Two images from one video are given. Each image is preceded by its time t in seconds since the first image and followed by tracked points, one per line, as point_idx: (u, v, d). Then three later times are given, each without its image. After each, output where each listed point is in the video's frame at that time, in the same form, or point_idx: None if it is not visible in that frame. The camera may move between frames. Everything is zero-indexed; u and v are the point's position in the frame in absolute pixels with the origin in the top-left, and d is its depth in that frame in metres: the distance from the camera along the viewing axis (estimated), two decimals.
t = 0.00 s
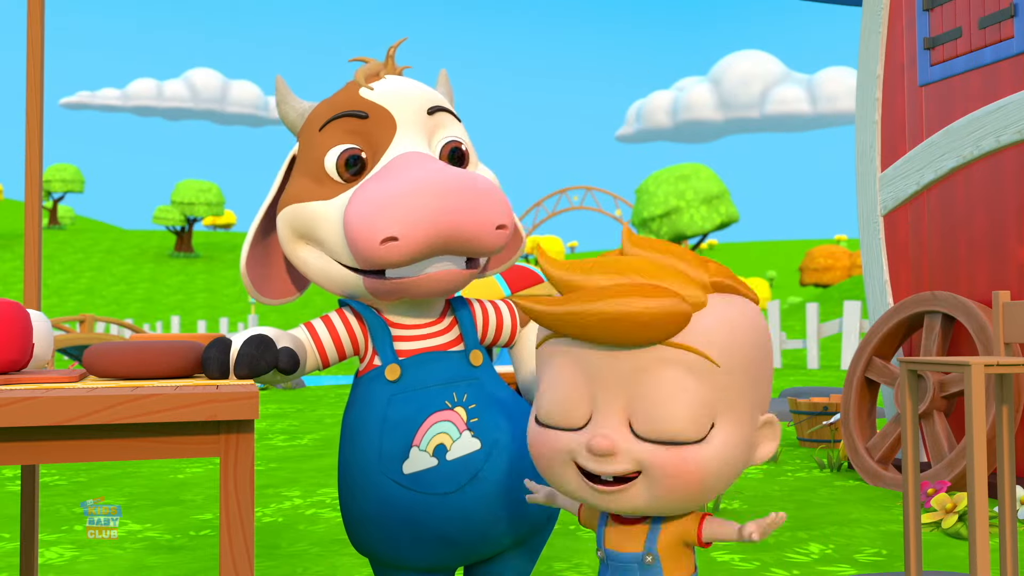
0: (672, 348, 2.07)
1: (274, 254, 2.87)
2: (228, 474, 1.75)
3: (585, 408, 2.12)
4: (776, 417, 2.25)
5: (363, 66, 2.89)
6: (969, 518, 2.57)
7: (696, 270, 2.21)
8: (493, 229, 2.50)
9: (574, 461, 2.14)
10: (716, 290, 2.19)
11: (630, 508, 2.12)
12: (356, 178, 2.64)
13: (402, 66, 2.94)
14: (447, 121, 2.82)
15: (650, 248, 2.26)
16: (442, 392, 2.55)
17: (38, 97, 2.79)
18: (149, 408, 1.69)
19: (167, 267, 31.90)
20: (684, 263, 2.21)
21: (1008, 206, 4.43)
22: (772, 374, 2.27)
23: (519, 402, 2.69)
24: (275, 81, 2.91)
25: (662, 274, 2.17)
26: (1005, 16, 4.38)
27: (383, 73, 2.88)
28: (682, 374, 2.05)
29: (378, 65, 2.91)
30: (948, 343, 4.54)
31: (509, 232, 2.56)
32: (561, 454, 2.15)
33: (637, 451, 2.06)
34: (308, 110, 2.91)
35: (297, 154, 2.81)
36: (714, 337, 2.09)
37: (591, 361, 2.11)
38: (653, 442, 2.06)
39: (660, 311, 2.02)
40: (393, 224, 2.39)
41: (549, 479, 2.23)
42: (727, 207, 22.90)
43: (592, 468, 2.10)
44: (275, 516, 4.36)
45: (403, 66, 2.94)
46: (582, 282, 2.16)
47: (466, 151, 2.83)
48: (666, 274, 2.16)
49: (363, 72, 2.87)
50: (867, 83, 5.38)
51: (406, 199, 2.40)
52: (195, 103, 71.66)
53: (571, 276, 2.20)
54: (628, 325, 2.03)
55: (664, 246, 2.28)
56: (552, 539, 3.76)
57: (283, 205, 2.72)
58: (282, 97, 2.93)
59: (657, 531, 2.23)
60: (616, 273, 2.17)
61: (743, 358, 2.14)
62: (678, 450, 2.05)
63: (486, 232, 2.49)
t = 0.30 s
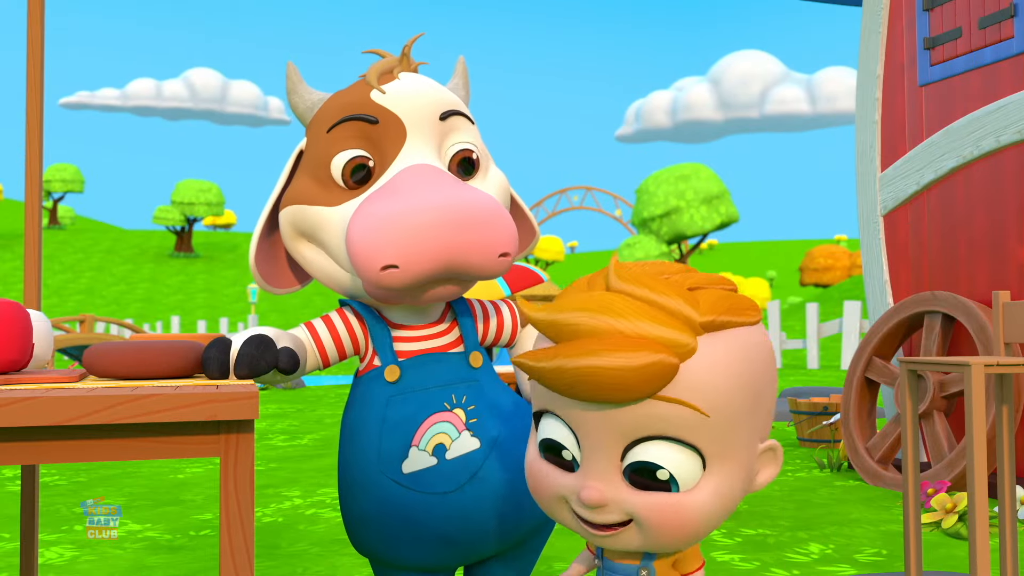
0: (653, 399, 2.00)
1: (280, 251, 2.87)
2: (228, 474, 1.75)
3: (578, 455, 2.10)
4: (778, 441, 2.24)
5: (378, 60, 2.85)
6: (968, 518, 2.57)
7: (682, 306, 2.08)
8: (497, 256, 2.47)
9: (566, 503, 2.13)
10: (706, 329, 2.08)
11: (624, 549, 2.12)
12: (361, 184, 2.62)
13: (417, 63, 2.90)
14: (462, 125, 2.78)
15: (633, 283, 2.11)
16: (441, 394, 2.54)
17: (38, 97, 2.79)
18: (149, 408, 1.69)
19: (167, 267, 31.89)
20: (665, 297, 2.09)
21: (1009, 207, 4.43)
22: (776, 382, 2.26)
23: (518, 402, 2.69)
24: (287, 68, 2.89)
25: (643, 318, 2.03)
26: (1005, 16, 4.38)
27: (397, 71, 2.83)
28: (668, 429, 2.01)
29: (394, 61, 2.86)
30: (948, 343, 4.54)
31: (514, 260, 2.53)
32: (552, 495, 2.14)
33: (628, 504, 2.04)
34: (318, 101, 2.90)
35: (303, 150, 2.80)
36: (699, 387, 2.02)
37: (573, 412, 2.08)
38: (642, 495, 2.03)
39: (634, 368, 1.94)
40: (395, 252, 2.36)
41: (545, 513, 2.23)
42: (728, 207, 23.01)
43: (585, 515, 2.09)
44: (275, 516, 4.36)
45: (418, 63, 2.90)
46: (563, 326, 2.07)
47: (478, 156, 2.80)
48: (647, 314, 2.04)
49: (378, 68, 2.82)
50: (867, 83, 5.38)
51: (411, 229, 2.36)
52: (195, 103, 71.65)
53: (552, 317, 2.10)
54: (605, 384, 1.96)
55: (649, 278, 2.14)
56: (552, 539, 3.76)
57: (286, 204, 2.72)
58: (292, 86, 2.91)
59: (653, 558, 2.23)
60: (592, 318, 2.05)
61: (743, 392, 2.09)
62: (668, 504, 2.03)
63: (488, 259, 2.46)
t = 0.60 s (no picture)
0: (671, 344, 2.07)
1: (281, 251, 2.87)
2: (228, 474, 1.75)
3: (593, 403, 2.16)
4: (785, 411, 2.25)
5: (381, 61, 2.82)
6: (968, 518, 2.57)
7: (704, 262, 2.17)
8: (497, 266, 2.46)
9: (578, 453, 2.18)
10: (726, 284, 2.16)
11: (632, 501, 2.16)
12: (362, 188, 2.63)
13: (420, 65, 2.88)
14: (465, 128, 2.78)
15: (661, 239, 2.21)
16: (441, 394, 2.54)
17: (38, 97, 2.79)
18: (148, 408, 1.69)
19: (167, 267, 31.89)
20: (690, 253, 2.18)
21: (1009, 207, 4.42)
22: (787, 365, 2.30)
23: (517, 402, 2.69)
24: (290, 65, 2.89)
25: (668, 268, 2.13)
26: (1005, 16, 4.38)
27: (401, 73, 2.82)
28: (685, 375, 2.07)
29: (398, 62, 2.84)
30: (948, 343, 4.54)
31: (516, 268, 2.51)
32: (564, 443, 2.20)
33: (637, 449, 2.09)
34: (321, 100, 2.89)
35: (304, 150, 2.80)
36: (717, 336, 2.07)
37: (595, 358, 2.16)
38: (652, 441, 2.08)
39: (654, 308, 2.03)
40: (396, 262, 2.37)
41: (556, 467, 2.28)
42: (728, 207, 23.02)
43: (594, 461, 2.14)
44: (275, 516, 4.36)
45: (421, 65, 2.88)
46: (589, 273, 2.17)
47: (480, 159, 2.80)
48: (671, 265, 2.14)
49: (381, 68, 2.80)
50: (867, 83, 5.38)
51: (413, 239, 2.36)
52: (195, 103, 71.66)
53: (583, 265, 2.20)
54: (626, 323, 2.05)
55: (675, 234, 2.24)
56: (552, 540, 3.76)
57: (287, 204, 2.72)
58: (294, 85, 2.90)
59: (653, 520, 2.25)
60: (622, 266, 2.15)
61: (758, 349, 2.14)
62: (677, 451, 2.07)
63: (489, 269, 2.45)
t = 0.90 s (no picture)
0: (669, 369, 2.06)
1: (279, 250, 2.87)
2: (227, 474, 1.75)
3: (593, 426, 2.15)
4: (784, 431, 2.26)
5: (372, 61, 2.84)
6: (968, 519, 2.57)
7: (700, 284, 2.16)
8: (494, 245, 2.47)
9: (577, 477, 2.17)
10: (722, 307, 2.16)
11: (630, 524, 2.15)
12: (358, 180, 2.63)
13: (411, 65, 2.90)
14: (456, 123, 2.79)
15: (654, 263, 2.20)
16: (441, 394, 2.54)
17: (38, 97, 2.79)
18: (149, 408, 1.69)
19: (167, 267, 31.88)
20: (686, 276, 2.17)
21: (1009, 207, 4.42)
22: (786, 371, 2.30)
23: (517, 402, 2.69)
24: (284, 72, 2.88)
25: (663, 293, 2.12)
26: (1005, 16, 4.38)
27: (392, 71, 2.83)
28: (683, 400, 2.06)
29: (389, 62, 2.86)
30: (948, 343, 4.54)
31: (512, 250, 2.53)
32: (563, 467, 2.19)
33: (636, 474, 2.08)
34: (315, 105, 2.90)
35: (303, 150, 2.80)
36: (713, 359, 2.07)
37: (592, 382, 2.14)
38: (652, 466, 2.08)
39: (652, 335, 2.02)
40: (393, 239, 2.36)
41: (555, 489, 2.27)
42: (728, 207, 23.04)
43: (593, 485, 2.13)
44: (275, 516, 4.36)
45: (412, 65, 2.90)
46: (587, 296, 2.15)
47: (474, 153, 2.80)
48: (668, 291, 2.12)
49: (372, 68, 2.82)
50: (867, 83, 5.38)
51: (411, 217, 2.36)
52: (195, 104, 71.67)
53: (579, 289, 2.17)
54: (625, 350, 2.03)
55: (669, 257, 2.22)
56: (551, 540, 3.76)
57: (285, 203, 2.72)
58: (289, 90, 2.90)
59: (653, 541, 2.25)
60: (619, 292, 2.14)
61: (755, 373, 2.14)
62: (676, 476, 2.07)
63: (485, 247, 2.46)
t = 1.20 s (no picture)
0: (667, 348, 2.07)
1: (280, 250, 2.87)
2: (228, 474, 1.75)
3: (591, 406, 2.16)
4: (784, 410, 2.26)
5: (377, 60, 2.83)
6: (968, 518, 2.57)
7: (698, 263, 2.16)
8: (496, 254, 2.46)
9: (576, 457, 2.18)
10: (721, 286, 2.16)
11: (629, 504, 2.16)
12: (360, 183, 2.62)
13: (415, 65, 2.89)
14: (460, 125, 2.78)
15: (653, 241, 2.20)
16: (441, 394, 2.54)
17: (38, 97, 2.79)
18: (149, 408, 1.69)
19: (167, 267, 31.88)
20: (684, 255, 2.17)
21: (1010, 207, 4.42)
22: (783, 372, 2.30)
23: (517, 402, 2.69)
24: (286, 68, 2.87)
25: (661, 270, 2.12)
26: (1005, 17, 4.38)
27: (396, 71, 2.82)
28: (682, 377, 2.07)
29: (392, 61, 2.85)
30: (948, 343, 4.54)
31: (514, 259, 2.52)
32: (562, 448, 2.20)
33: (635, 454, 2.09)
34: (317, 103, 2.89)
35: (303, 150, 2.80)
36: (711, 339, 2.08)
37: (591, 363, 2.15)
38: (651, 445, 2.09)
39: (651, 314, 2.02)
40: (396, 249, 2.36)
41: (554, 470, 2.28)
42: (728, 207, 23.04)
43: (593, 465, 2.14)
44: (275, 516, 4.36)
45: (416, 65, 2.89)
46: (585, 277, 2.16)
47: (477, 155, 2.79)
48: (666, 270, 2.12)
49: (375, 67, 2.81)
50: (867, 83, 5.38)
51: (413, 226, 2.36)
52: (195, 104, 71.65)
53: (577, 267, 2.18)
54: (623, 327, 2.04)
55: (667, 237, 2.22)
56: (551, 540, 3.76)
57: (286, 203, 2.72)
58: (291, 86, 2.90)
59: (653, 521, 2.26)
60: (617, 270, 2.14)
61: (754, 353, 2.14)
62: (675, 455, 2.08)
63: (488, 257, 2.45)
